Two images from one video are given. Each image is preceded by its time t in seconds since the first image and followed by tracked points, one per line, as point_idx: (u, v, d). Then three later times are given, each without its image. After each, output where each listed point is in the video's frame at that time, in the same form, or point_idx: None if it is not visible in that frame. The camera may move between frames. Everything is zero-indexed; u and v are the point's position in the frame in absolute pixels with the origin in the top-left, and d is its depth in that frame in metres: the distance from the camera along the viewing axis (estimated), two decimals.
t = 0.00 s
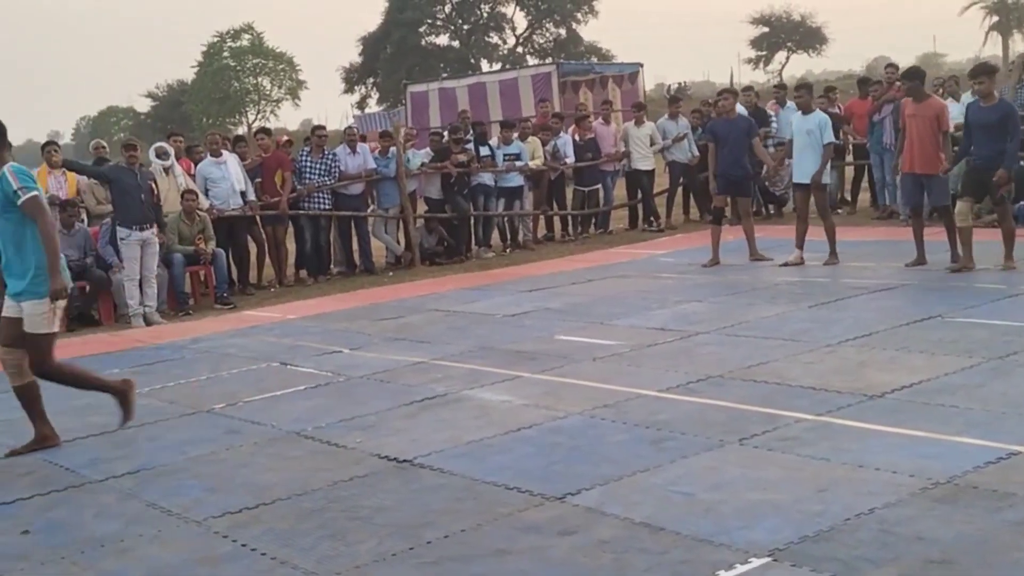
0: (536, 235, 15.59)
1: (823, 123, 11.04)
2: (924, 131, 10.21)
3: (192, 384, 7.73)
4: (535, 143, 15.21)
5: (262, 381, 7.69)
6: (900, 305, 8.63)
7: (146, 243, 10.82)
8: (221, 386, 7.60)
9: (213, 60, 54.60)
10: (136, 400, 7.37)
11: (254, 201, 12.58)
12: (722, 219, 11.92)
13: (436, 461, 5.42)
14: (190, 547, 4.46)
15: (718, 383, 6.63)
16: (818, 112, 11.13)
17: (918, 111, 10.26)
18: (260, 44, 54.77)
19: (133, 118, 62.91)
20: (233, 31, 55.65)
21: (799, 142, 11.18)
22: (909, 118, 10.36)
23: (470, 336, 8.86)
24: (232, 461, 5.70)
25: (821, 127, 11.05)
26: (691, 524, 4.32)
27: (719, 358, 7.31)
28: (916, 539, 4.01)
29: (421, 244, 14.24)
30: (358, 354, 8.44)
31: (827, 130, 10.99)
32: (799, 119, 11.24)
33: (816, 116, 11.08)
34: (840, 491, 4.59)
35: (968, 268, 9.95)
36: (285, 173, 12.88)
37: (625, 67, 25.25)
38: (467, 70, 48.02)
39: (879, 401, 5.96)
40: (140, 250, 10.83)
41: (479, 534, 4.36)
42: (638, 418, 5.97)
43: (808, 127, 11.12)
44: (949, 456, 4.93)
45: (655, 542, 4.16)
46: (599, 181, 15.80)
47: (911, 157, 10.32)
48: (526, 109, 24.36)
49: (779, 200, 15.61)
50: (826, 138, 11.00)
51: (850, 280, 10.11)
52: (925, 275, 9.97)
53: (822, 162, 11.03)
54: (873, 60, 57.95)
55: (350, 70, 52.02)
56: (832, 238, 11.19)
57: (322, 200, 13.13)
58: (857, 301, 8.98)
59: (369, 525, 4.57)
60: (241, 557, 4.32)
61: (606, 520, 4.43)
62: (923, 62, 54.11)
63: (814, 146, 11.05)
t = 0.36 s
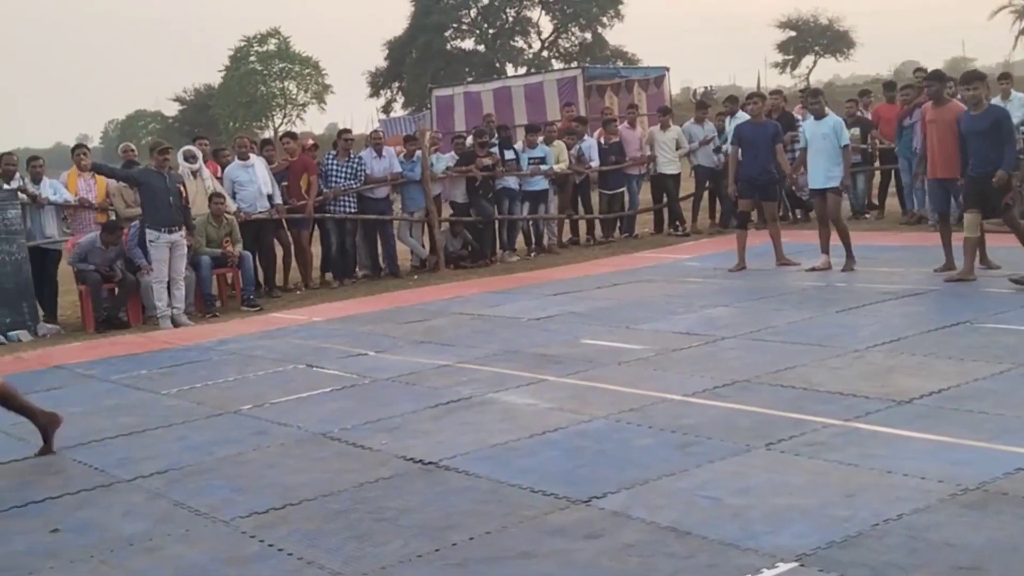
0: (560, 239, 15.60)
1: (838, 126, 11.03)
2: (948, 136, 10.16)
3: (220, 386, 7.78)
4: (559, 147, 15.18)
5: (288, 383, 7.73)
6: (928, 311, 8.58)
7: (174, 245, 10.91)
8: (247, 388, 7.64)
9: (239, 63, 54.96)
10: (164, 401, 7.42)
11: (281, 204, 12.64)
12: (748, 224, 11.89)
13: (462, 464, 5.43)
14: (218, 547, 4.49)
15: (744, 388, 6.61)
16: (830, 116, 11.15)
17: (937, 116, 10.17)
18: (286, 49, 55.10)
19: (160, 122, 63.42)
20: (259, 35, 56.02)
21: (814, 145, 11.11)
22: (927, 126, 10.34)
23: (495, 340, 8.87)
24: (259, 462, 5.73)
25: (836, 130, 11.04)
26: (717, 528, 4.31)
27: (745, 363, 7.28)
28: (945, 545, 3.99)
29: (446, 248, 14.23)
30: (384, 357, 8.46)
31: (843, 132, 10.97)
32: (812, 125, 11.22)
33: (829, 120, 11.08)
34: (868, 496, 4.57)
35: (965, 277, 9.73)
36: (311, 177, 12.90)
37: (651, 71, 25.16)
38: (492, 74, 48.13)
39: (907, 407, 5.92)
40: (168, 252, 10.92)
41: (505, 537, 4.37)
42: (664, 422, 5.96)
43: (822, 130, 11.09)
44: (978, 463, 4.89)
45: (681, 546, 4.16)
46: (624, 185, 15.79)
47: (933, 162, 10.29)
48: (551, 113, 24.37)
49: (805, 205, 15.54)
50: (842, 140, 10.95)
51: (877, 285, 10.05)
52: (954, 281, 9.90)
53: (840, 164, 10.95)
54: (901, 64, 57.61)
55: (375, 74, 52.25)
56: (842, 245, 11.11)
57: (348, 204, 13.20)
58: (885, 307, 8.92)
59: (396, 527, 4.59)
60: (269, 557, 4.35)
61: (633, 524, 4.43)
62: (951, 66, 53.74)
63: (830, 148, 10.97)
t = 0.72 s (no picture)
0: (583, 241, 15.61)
1: (857, 130, 10.93)
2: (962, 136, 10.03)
3: (244, 387, 7.83)
4: (582, 149, 15.00)
5: (311, 384, 7.76)
6: (954, 314, 8.51)
7: (199, 247, 10.97)
8: (270, 389, 7.67)
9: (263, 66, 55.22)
10: (188, 401, 7.47)
11: (304, 206, 12.70)
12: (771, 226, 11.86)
13: (484, 466, 5.44)
14: (242, 546, 4.52)
15: (768, 391, 6.58)
16: (848, 119, 11.04)
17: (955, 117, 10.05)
18: (310, 51, 55.38)
19: (185, 124, 63.83)
20: (283, 37, 56.31)
21: (833, 150, 11.01)
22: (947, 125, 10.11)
23: (517, 342, 8.87)
24: (282, 463, 5.75)
25: (855, 134, 10.93)
26: (740, 532, 4.30)
27: (769, 366, 7.25)
28: (970, 550, 3.95)
29: (468, 250, 14.25)
30: (406, 359, 8.48)
31: (862, 136, 10.89)
32: (830, 130, 11.09)
33: (848, 123, 10.97)
34: (892, 501, 4.54)
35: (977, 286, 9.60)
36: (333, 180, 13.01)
37: (675, 73, 25.04)
38: (515, 76, 48.20)
39: (932, 411, 5.88)
40: (193, 253, 10.98)
41: (527, 539, 4.37)
42: (687, 425, 5.94)
43: (841, 135, 10.98)
44: (1004, 467, 4.85)
45: (704, 549, 4.15)
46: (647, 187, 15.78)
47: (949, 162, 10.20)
48: (574, 116, 24.37)
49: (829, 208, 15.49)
50: (863, 143, 10.88)
51: (902, 289, 9.99)
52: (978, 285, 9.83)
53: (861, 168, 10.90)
54: (927, 66, 57.20)
55: (398, 77, 52.42)
56: (869, 249, 10.97)
57: (371, 206, 13.25)
58: (910, 310, 8.86)
59: (418, 528, 4.60)
60: (291, 557, 4.36)
61: (655, 527, 4.42)
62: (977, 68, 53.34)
63: (850, 154, 10.89)
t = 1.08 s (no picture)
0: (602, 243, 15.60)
1: (875, 134, 10.87)
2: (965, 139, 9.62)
3: (264, 388, 7.86)
4: (604, 153, 15.04)
5: (331, 386, 7.78)
6: (976, 318, 8.45)
7: (219, 248, 11.00)
8: (290, 391, 7.70)
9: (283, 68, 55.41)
10: (208, 402, 7.50)
11: (324, 208, 12.75)
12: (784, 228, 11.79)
13: (503, 469, 5.44)
14: (262, 548, 4.54)
15: (788, 395, 6.55)
16: (868, 124, 10.98)
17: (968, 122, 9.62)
18: (330, 54, 55.58)
19: (205, 126, 64.15)
20: (303, 40, 56.51)
21: (852, 154, 10.95)
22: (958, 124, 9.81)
23: (537, 344, 8.88)
24: (302, 464, 5.77)
25: (874, 138, 10.86)
26: (760, 536, 4.28)
27: (790, 369, 7.23)
28: (992, 555, 3.93)
29: (488, 252, 14.28)
30: (426, 361, 8.50)
31: (881, 140, 10.82)
32: (848, 133, 11.04)
33: (867, 128, 10.91)
34: (913, 505, 4.51)
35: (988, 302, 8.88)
36: (354, 182, 13.03)
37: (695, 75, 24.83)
38: (535, 79, 48.24)
39: (954, 415, 5.84)
40: (213, 255, 11.01)
41: (547, 542, 4.37)
42: (707, 428, 5.92)
43: (860, 139, 10.91)
44: None
45: (724, 553, 4.13)
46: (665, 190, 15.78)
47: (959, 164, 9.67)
48: (593, 118, 24.36)
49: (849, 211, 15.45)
50: (881, 148, 10.82)
51: (924, 292, 9.94)
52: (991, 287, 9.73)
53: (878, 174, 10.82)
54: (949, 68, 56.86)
55: (418, 79, 52.58)
56: (875, 256, 10.96)
57: (391, 208, 13.28)
58: (932, 313, 8.81)
59: (437, 530, 4.60)
60: (311, 558, 4.38)
61: (675, 530, 4.41)
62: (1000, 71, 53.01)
63: (868, 158, 10.82)
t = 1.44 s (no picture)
0: (621, 249, 15.56)
1: (896, 139, 10.78)
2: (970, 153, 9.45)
3: (283, 394, 7.89)
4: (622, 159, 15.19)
5: (351, 392, 7.81)
6: (998, 323, 8.40)
7: (236, 255, 11.07)
8: (309, 396, 7.72)
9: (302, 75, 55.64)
10: (228, 408, 7.54)
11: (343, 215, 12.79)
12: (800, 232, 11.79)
13: (522, 474, 5.44)
14: (282, 553, 4.55)
15: (808, 401, 6.52)
16: (889, 127, 10.86)
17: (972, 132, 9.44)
18: (349, 60, 55.80)
19: (225, 133, 64.46)
20: (323, 47, 56.74)
21: (870, 158, 10.91)
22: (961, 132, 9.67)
23: (556, 350, 8.87)
24: (321, 469, 5.79)
25: (894, 143, 10.78)
26: (780, 542, 4.27)
27: (809, 375, 7.20)
28: (1014, 562, 3.90)
29: (506, 258, 14.29)
30: (444, 367, 8.51)
31: (901, 146, 10.73)
32: (869, 136, 10.96)
33: (888, 132, 10.81)
34: (935, 511, 4.48)
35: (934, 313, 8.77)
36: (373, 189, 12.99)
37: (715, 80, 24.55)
38: (553, 85, 48.26)
39: (975, 421, 5.80)
40: (231, 261, 11.08)
41: (566, 548, 4.37)
42: (727, 434, 5.91)
43: (880, 143, 10.85)
44: None
45: (744, 559, 4.12)
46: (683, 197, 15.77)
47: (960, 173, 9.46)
48: (611, 123, 24.34)
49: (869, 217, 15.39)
50: (900, 154, 10.74)
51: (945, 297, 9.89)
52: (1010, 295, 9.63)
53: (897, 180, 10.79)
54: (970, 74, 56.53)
55: (437, 86, 52.71)
56: (894, 261, 10.83)
57: (409, 215, 13.30)
58: (953, 319, 8.76)
59: (457, 535, 4.61)
60: (331, 564, 4.39)
61: (695, 536, 4.40)
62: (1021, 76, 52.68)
63: (887, 164, 10.78)
